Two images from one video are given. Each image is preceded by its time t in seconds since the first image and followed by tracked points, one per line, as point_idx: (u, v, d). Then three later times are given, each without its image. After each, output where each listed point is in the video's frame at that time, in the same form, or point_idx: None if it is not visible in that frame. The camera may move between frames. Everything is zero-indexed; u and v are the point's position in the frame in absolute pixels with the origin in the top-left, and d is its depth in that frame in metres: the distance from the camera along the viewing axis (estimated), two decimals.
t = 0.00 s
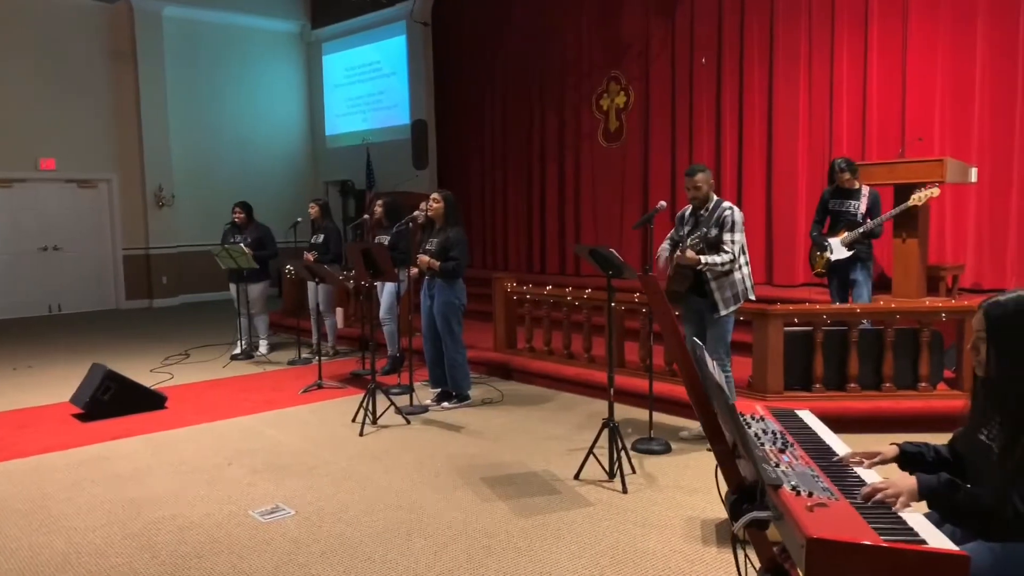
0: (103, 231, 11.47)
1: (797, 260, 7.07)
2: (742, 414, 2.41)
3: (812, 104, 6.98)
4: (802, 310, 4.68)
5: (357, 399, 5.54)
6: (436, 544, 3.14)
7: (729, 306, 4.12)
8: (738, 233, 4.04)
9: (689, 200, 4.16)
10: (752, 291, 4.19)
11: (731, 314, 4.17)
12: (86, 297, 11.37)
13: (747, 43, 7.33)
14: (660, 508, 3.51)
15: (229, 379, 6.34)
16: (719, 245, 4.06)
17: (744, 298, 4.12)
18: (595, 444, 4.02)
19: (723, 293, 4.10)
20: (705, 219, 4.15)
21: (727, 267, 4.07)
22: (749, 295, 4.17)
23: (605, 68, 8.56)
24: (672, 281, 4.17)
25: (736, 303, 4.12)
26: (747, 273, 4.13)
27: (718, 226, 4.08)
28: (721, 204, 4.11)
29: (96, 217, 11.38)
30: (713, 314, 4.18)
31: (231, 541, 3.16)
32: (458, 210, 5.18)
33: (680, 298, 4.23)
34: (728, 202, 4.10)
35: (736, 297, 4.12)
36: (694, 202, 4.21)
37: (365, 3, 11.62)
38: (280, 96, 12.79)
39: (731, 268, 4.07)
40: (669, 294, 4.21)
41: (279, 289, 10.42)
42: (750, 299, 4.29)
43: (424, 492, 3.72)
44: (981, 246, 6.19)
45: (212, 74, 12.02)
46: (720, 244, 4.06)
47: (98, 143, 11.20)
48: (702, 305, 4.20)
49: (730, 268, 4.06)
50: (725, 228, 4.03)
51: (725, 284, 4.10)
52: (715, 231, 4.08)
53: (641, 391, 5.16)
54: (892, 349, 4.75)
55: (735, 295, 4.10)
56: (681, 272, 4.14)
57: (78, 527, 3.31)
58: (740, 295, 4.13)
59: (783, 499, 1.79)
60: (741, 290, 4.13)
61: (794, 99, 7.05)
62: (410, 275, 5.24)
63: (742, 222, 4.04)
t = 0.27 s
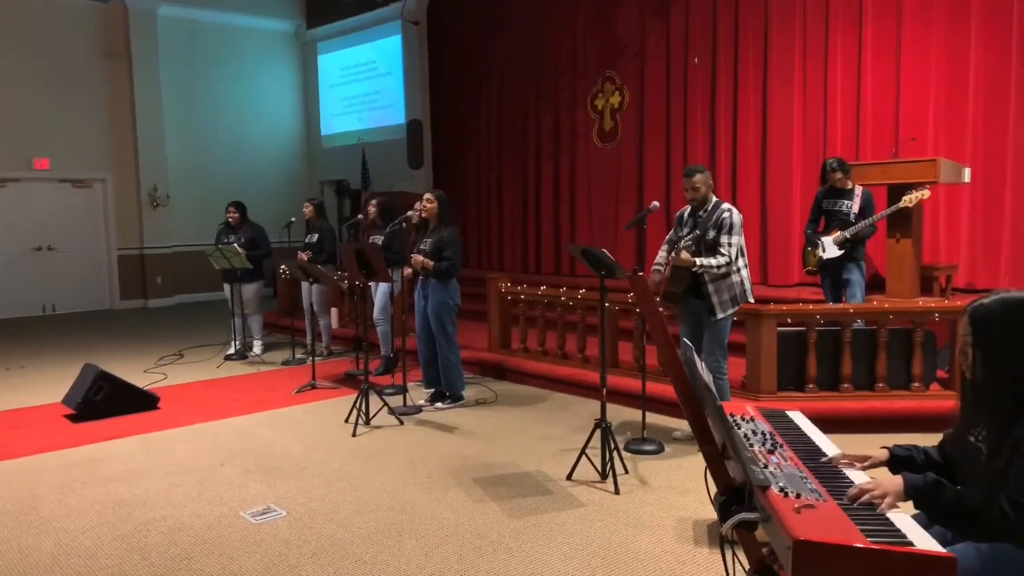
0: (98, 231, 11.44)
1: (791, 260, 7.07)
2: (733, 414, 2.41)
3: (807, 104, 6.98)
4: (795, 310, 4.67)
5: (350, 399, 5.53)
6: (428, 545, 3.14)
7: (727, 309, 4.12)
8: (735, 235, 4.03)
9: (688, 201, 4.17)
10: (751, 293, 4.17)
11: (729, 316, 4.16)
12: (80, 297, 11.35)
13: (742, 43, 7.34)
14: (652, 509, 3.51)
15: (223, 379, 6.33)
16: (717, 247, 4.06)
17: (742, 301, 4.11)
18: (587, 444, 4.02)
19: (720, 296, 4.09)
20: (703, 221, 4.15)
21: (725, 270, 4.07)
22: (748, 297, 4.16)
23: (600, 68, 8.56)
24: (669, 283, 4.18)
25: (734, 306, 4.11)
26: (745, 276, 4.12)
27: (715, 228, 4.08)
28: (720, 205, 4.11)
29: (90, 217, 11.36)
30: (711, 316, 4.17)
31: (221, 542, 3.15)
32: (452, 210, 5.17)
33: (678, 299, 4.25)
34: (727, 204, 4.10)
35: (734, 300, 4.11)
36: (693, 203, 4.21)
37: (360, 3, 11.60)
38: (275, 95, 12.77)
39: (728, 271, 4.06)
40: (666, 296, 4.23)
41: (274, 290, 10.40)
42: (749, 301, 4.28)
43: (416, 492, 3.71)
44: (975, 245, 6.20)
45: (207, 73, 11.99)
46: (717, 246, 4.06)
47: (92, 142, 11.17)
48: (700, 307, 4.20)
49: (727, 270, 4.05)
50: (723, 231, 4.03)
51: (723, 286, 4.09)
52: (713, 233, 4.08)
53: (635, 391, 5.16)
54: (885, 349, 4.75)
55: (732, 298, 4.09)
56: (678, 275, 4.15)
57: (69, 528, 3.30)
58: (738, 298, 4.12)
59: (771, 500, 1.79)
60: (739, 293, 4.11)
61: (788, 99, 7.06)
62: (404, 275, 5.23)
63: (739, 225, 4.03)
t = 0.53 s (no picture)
0: (95, 230, 11.42)
1: (788, 260, 7.07)
2: (725, 413, 2.40)
3: (803, 103, 6.98)
4: (791, 310, 4.67)
5: (346, 399, 5.52)
6: (421, 545, 3.13)
7: (725, 310, 4.09)
8: (735, 236, 4.02)
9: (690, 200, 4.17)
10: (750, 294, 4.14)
11: (726, 317, 4.13)
12: (77, 297, 11.33)
13: (738, 42, 7.33)
14: (647, 509, 3.51)
15: (218, 379, 6.32)
16: (716, 246, 4.05)
17: (740, 302, 4.08)
18: (582, 444, 4.01)
19: (718, 296, 4.07)
20: (704, 221, 4.15)
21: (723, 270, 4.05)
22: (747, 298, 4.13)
23: (597, 67, 8.55)
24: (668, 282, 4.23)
25: (732, 306, 4.08)
26: (745, 277, 4.09)
27: (715, 228, 4.07)
28: (721, 205, 4.10)
29: (86, 216, 11.35)
30: (708, 317, 4.15)
31: (214, 542, 3.14)
32: (447, 208, 5.16)
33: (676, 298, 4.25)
34: (728, 204, 4.08)
35: (731, 301, 4.08)
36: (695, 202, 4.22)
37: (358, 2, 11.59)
38: (273, 95, 12.76)
39: (727, 271, 4.04)
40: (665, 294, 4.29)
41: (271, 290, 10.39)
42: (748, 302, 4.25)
43: (411, 492, 3.70)
44: (971, 244, 6.21)
45: (204, 73, 11.98)
46: (716, 246, 4.05)
47: (89, 141, 11.15)
48: (698, 307, 4.20)
49: (725, 270, 4.04)
50: (722, 231, 4.02)
51: (721, 286, 4.07)
52: (712, 233, 4.07)
53: (630, 390, 5.16)
54: (881, 348, 4.75)
55: (730, 299, 4.07)
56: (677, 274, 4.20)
57: (62, 528, 3.30)
58: (736, 299, 4.09)
59: (762, 500, 1.78)
60: (737, 294, 4.09)
61: (784, 99, 7.06)
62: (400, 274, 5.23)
63: (739, 225, 4.02)
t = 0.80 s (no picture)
0: (92, 229, 11.41)
1: (785, 259, 7.07)
2: (719, 413, 2.40)
3: (801, 102, 6.98)
4: (787, 309, 4.68)
5: (342, 398, 5.51)
6: (415, 544, 3.12)
7: (720, 309, 4.10)
8: (732, 234, 4.02)
9: (687, 198, 4.17)
10: (745, 294, 4.15)
11: (723, 317, 4.13)
12: (75, 296, 11.31)
13: (736, 41, 7.33)
14: (642, 508, 3.50)
15: (215, 378, 6.31)
16: (713, 244, 4.05)
17: (736, 301, 4.08)
18: (578, 443, 4.01)
19: (714, 295, 4.07)
20: (701, 219, 4.15)
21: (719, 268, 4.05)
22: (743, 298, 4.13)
23: (595, 67, 8.55)
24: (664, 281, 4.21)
25: (727, 305, 4.09)
26: (741, 276, 4.10)
27: (713, 226, 4.07)
28: (719, 204, 4.10)
29: (84, 215, 11.33)
30: (704, 315, 4.15)
31: (208, 542, 3.14)
32: (444, 207, 5.15)
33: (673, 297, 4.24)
34: (727, 203, 4.08)
35: (727, 300, 4.09)
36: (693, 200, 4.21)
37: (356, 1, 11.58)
38: (271, 95, 12.76)
39: (723, 270, 4.05)
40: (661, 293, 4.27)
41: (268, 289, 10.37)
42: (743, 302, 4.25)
43: (406, 492, 3.70)
44: (968, 244, 6.20)
45: (201, 72, 11.96)
46: (713, 244, 4.05)
47: (86, 140, 11.13)
48: (694, 306, 4.19)
49: (721, 269, 4.04)
50: (720, 229, 4.02)
51: (717, 285, 4.07)
52: (709, 231, 4.07)
53: (627, 390, 5.15)
54: (878, 348, 4.74)
55: (726, 298, 4.07)
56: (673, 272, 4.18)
57: (55, 527, 3.29)
58: (732, 298, 4.10)
59: (754, 499, 1.77)
60: (733, 293, 4.09)
61: (782, 98, 7.05)
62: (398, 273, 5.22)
63: (737, 224, 4.02)
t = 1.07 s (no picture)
0: (91, 229, 11.40)
1: (784, 259, 7.07)
2: (715, 412, 2.39)
3: (800, 102, 6.97)
4: (785, 309, 4.68)
5: (340, 398, 5.51)
6: (413, 544, 3.12)
7: (714, 307, 4.11)
8: (727, 232, 4.03)
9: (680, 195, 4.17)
10: (738, 292, 4.17)
11: (717, 315, 4.15)
12: (74, 296, 11.31)
13: (735, 41, 7.32)
14: (640, 508, 3.50)
15: (213, 378, 6.30)
16: (708, 242, 4.06)
17: (731, 299, 4.10)
18: (576, 443, 4.01)
19: (708, 293, 4.08)
20: (695, 217, 4.15)
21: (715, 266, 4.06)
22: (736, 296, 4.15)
23: (594, 66, 8.54)
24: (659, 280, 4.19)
25: (722, 303, 4.10)
26: (734, 275, 4.12)
27: (708, 223, 4.07)
28: (713, 202, 4.10)
29: (83, 215, 11.33)
30: (698, 314, 4.16)
31: (205, 541, 3.14)
32: (442, 207, 5.14)
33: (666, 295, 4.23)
34: (720, 201, 4.09)
35: (722, 298, 4.10)
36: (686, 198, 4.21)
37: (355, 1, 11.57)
38: (270, 95, 12.75)
39: (718, 268, 4.06)
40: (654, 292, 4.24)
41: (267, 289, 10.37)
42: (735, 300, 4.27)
43: (404, 491, 3.69)
44: (967, 244, 6.20)
45: (200, 71, 11.95)
46: (708, 242, 4.06)
47: (86, 140, 11.13)
48: (688, 305, 4.19)
49: (716, 267, 4.05)
50: (715, 227, 4.02)
51: (712, 284, 4.08)
52: (704, 229, 4.07)
53: (626, 389, 5.15)
54: (876, 347, 4.74)
55: (720, 296, 4.09)
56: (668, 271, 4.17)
57: (53, 527, 3.29)
58: (726, 296, 4.11)
59: (749, 499, 1.77)
60: (727, 292, 4.11)
61: (780, 98, 7.05)
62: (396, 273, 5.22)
63: (732, 222, 4.03)
